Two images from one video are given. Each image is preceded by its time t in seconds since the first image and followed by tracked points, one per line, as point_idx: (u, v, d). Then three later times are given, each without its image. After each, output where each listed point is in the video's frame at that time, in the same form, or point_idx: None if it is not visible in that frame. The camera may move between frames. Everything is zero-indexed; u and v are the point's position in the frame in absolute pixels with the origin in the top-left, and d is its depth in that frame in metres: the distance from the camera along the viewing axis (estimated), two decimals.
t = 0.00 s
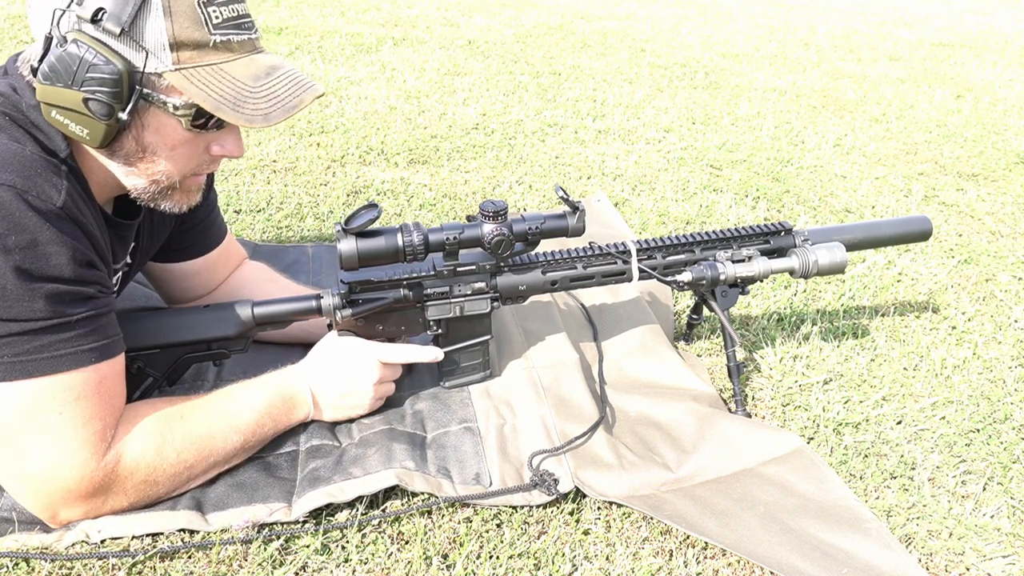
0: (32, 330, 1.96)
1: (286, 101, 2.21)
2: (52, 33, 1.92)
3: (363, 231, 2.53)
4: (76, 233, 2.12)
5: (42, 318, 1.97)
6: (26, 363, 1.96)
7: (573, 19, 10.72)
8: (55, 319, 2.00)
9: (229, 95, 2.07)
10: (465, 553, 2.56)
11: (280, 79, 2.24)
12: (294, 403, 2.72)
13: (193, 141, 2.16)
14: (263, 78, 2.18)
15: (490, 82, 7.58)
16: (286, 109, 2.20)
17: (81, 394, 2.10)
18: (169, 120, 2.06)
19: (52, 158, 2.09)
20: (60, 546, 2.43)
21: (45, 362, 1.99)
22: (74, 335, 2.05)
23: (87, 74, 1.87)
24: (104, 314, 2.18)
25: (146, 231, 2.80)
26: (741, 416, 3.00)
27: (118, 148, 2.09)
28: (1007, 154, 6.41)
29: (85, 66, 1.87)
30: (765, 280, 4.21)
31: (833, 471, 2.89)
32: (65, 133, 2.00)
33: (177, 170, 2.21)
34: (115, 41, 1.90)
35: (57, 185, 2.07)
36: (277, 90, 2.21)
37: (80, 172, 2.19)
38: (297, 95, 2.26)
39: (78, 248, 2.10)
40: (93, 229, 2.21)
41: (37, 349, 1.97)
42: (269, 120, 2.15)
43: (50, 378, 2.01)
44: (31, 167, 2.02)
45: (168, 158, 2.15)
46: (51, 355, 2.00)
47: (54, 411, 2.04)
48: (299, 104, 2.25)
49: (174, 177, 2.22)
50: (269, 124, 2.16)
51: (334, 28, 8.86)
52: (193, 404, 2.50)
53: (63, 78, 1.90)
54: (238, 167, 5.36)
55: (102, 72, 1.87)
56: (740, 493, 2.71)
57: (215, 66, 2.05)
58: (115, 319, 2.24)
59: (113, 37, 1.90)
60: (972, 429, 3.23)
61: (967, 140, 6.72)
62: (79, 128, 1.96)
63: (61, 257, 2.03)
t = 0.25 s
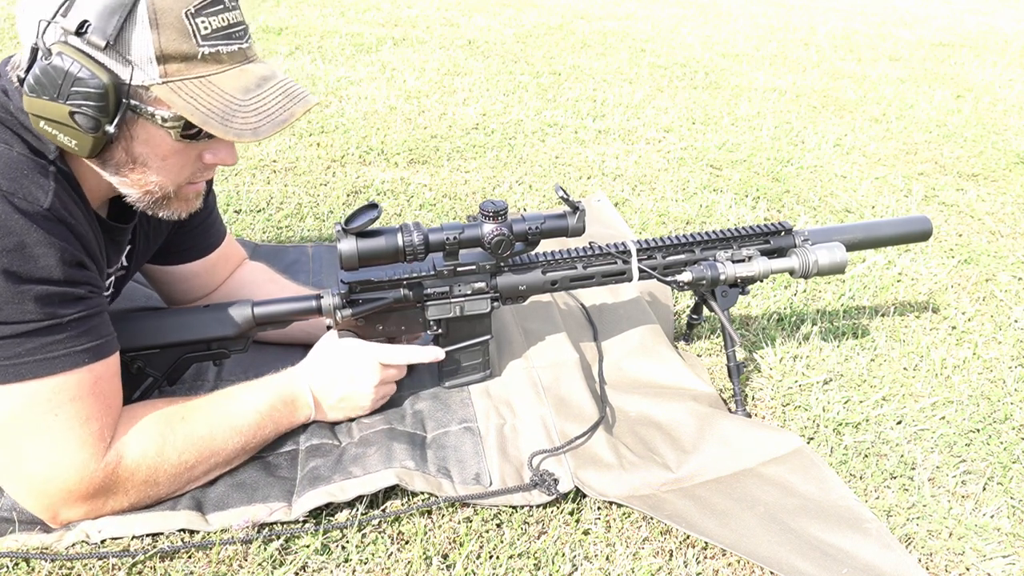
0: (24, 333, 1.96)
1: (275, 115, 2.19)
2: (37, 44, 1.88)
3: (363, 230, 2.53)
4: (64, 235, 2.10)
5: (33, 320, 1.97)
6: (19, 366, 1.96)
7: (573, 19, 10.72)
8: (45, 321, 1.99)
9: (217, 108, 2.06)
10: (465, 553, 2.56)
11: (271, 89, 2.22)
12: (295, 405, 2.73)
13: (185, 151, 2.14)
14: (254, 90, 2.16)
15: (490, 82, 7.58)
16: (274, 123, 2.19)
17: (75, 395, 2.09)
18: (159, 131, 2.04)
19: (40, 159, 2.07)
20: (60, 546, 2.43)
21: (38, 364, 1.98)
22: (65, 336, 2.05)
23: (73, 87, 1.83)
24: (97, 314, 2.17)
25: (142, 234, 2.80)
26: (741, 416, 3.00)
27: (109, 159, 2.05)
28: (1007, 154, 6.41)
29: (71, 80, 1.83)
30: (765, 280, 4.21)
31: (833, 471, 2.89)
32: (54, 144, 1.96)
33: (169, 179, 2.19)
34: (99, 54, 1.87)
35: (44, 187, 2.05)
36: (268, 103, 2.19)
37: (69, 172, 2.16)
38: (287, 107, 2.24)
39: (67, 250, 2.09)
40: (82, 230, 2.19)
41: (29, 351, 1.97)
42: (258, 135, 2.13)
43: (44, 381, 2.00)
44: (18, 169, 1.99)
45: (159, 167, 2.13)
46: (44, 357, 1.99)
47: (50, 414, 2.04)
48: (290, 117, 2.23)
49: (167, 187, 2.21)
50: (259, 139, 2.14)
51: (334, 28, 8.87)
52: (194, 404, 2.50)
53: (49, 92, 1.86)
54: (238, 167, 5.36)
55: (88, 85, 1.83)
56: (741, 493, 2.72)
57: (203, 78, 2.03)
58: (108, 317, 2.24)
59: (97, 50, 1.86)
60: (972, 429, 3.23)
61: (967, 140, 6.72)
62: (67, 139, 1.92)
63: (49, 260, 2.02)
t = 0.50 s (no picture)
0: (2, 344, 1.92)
1: (252, 125, 2.12)
2: None
3: (363, 230, 2.53)
4: (32, 241, 2.03)
5: (12, 328, 1.93)
6: None
7: (573, 19, 10.72)
8: (24, 327, 1.95)
9: (191, 123, 1.99)
10: (465, 553, 2.56)
11: (248, 98, 2.15)
12: (295, 405, 2.73)
13: (167, 165, 2.10)
14: (228, 101, 2.09)
15: (490, 82, 7.58)
16: (252, 134, 2.11)
17: (62, 401, 2.07)
18: (135, 149, 1.98)
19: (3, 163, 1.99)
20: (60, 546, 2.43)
21: (16, 374, 1.95)
22: (44, 343, 2.01)
23: (37, 115, 1.77)
24: (75, 317, 2.14)
25: (132, 243, 2.79)
26: (741, 417, 3.00)
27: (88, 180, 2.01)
28: (1007, 154, 6.41)
29: (36, 107, 1.77)
30: (765, 280, 4.21)
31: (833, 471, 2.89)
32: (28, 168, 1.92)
33: (153, 195, 2.16)
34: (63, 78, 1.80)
35: (6, 194, 1.98)
36: (243, 114, 2.11)
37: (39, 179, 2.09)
38: (264, 116, 2.16)
39: (35, 256, 2.02)
40: (54, 235, 2.12)
41: (7, 361, 1.93)
42: (235, 148, 2.06)
43: (26, 391, 1.98)
44: None
45: (140, 185, 2.10)
46: (22, 366, 1.95)
47: (37, 421, 2.02)
48: (267, 128, 2.16)
49: (150, 203, 2.19)
50: (236, 152, 2.06)
51: (334, 28, 8.87)
52: (194, 405, 2.51)
53: (15, 120, 1.80)
54: (238, 167, 5.35)
55: (53, 111, 1.77)
56: (741, 493, 2.71)
57: (173, 93, 1.96)
58: (86, 319, 2.20)
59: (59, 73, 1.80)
60: (972, 429, 3.23)
61: (967, 140, 6.72)
62: (41, 164, 1.87)
63: (17, 267, 1.94)
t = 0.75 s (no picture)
0: None
1: (243, 147, 2.10)
2: None
3: (363, 225, 2.52)
4: (14, 243, 2.00)
5: (2, 333, 1.93)
6: None
7: (573, 19, 10.72)
8: (15, 332, 1.95)
9: (180, 147, 1.99)
10: (465, 553, 2.56)
11: (239, 116, 2.12)
12: (295, 403, 2.73)
13: (159, 183, 2.13)
14: (217, 123, 2.06)
15: (490, 82, 7.58)
16: (244, 156, 2.10)
17: (58, 404, 2.07)
18: (127, 171, 2.01)
19: None
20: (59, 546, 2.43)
21: (9, 381, 1.95)
22: (36, 348, 2.01)
23: (25, 147, 1.76)
24: (66, 320, 2.14)
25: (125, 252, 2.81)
26: (741, 416, 2.99)
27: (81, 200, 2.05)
28: (1007, 154, 6.41)
29: (21, 139, 1.76)
30: (765, 280, 4.21)
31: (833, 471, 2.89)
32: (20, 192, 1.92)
33: (146, 210, 2.19)
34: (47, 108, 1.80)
35: None
36: (235, 135, 2.10)
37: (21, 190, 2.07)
38: (256, 136, 2.14)
39: (15, 258, 1.99)
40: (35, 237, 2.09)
41: None
42: (227, 172, 2.06)
43: (20, 396, 1.98)
44: None
45: (132, 203, 2.13)
46: (15, 372, 1.96)
47: (32, 424, 2.02)
48: (260, 148, 2.13)
49: (143, 217, 2.21)
50: (228, 176, 2.07)
51: (334, 28, 8.87)
52: (195, 405, 2.51)
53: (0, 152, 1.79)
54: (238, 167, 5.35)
55: (39, 143, 1.76)
56: (741, 493, 2.71)
57: (161, 118, 1.95)
58: (76, 322, 2.20)
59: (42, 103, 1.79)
60: (972, 429, 3.23)
61: (967, 140, 6.72)
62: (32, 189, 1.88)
63: None
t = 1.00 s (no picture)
0: None
1: (228, 115, 2.10)
2: None
3: (363, 226, 2.52)
4: (13, 245, 2.00)
5: None
6: None
7: (573, 19, 10.72)
8: (12, 331, 1.95)
9: (165, 120, 1.96)
10: (465, 553, 2.56)
11: (221, 87, 2.11)
12: (295, 404, 2.72)
13: (154, 165, 2.09)
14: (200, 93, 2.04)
15: (490, 82, 7.58)
16: (231, 125, 2.11)
17: (56, 403, 2.06)
18: (116, 153, 1.97)
19: None
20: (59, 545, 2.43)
21: (6, 380, 1.94)
22: (33, 347, 2.00)
23: (10, 132, 1.75)
24: (63, 319, 2.13)
25: (126, 250, 2.82)
26: (741, 416, 2.99)
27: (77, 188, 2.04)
28: (1007, 154, 6.41)
29: (6, 125, 1.74)
30: (765, 280, 4.21)
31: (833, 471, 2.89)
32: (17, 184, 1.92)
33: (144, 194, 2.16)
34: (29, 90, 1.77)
35: None
36: (220, 104, 2.09)
37: (20, 194, 2.07)
38: (241, 103, 2.15)
39: (13, 261, 1.99)
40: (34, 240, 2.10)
41: None
42: (214, 140, 2.06)
43: (16, 395, 1.97)
44: None
45: (128, 189, 2.10)
46: (12, 371, 1.95)
47: (29, 424, 2.01)
48: (244, 115, 2.15)
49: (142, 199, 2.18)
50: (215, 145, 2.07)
51: (334, 28, 8.87)
52: (194, 405, 2.50)
53: None
54: (238, 167, 5.35)
55: (24, 127, 1.74)
56: (741, 493, 2.71)
57: (144, 92, 1.91)
58: (74, 322, 2.19)
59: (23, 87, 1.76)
60: (972, 429, 3.23)
61: (967, 140, 6.72)
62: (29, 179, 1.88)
63: None
